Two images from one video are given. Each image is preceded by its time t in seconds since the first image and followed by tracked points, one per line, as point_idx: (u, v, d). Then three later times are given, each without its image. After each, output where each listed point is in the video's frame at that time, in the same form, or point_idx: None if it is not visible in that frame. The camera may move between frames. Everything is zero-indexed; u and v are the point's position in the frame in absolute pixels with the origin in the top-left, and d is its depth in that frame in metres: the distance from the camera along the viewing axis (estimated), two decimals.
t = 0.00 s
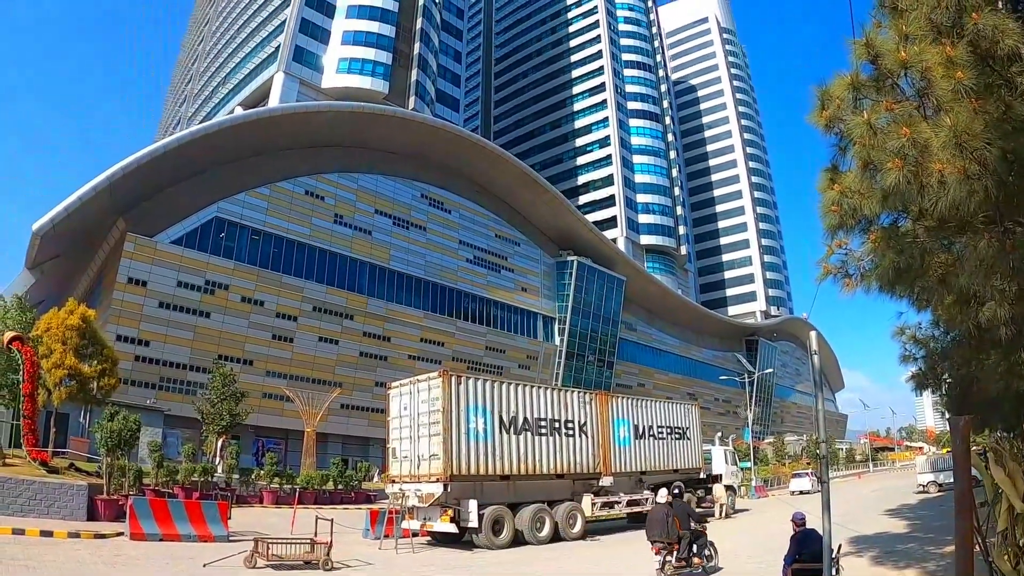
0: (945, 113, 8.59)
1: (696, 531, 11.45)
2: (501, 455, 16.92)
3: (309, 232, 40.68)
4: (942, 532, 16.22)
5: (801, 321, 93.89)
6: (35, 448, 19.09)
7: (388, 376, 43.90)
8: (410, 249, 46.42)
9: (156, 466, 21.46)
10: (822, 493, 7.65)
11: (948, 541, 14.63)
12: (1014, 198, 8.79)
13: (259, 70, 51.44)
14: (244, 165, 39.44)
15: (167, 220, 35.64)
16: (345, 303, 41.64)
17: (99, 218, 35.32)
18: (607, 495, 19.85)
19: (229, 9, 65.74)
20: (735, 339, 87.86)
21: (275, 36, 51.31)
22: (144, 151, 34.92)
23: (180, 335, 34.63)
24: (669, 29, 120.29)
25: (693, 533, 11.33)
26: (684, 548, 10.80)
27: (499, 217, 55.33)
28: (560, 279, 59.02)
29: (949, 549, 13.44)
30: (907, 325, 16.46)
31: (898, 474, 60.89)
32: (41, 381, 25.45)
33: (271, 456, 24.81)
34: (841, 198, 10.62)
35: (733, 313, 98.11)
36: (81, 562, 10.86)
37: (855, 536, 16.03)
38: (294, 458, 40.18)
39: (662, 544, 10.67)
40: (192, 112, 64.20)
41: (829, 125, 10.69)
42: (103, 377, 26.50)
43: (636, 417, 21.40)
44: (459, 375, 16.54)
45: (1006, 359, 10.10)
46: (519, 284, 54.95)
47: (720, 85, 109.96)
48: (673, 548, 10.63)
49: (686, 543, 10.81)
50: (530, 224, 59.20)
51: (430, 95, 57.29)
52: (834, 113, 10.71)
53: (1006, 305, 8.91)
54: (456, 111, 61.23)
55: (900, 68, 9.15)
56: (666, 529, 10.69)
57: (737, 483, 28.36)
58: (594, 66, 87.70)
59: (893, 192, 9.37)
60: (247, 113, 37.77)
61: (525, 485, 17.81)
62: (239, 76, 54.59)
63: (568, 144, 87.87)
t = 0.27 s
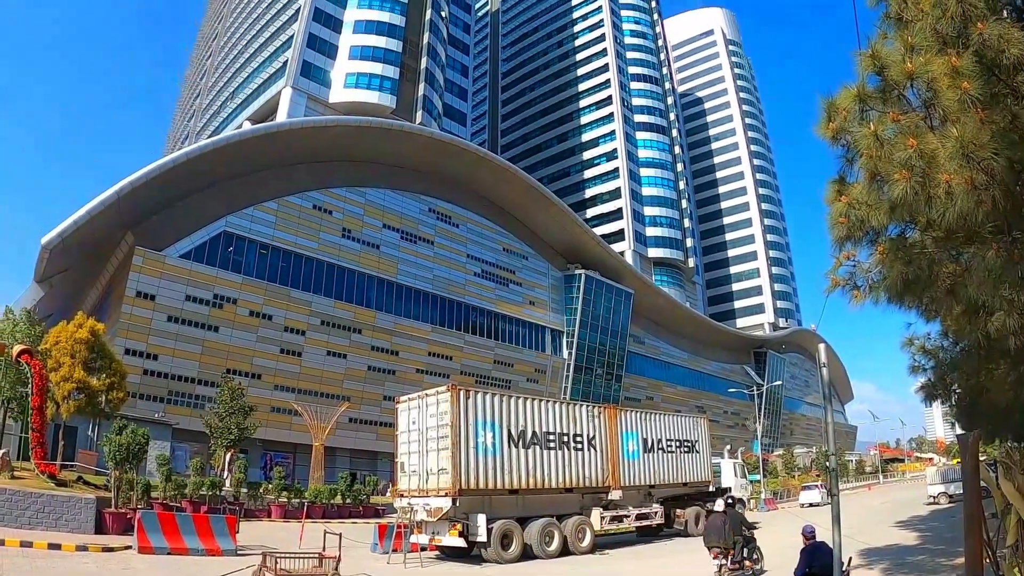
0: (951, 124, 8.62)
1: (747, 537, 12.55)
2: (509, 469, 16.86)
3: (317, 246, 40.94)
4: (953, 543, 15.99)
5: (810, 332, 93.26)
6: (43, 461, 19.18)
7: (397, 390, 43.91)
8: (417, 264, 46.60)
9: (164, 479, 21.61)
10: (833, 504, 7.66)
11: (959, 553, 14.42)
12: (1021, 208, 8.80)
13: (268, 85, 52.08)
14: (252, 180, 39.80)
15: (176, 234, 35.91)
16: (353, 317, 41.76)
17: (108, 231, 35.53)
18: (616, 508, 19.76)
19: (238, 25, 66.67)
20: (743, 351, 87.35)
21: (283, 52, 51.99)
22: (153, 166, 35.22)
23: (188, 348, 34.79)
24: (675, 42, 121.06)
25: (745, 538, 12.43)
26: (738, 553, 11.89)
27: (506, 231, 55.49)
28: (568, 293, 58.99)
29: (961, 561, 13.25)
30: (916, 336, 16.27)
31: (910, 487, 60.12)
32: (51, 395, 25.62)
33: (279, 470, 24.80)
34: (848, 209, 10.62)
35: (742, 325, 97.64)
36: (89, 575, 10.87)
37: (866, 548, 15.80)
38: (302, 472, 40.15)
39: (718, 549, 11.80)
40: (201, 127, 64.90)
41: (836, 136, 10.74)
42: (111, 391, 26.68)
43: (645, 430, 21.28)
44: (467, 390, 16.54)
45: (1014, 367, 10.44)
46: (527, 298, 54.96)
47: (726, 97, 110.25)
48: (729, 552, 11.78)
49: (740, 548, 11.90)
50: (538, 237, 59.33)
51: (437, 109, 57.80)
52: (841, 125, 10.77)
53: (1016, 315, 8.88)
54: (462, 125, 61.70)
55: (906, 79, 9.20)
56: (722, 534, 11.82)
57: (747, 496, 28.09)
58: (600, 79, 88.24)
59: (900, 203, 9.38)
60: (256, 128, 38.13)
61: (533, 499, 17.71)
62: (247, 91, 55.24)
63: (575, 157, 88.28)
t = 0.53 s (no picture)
0: (952, 133, 8.68)
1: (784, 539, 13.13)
2: (513, 481, 16.76)
3: (320, 258, 41.05)
4: (959, 553, 15.83)
5: (814, 342, 92.93)
6: (46, 473, 19.16)
7: (400, 402, 43.83)
8: (421, 275, 46.68)
9: (166, 491, 21.50)
10: (837, 516, 8.63)
11: (965, 562, 14.28)
12: None
13: (271, 97, 52.46)
14: (255, 192, 39.99)
15: (179, 247, 36.01)
16: (356, 329, 41.81)
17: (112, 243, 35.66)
18: (620, 520, 19.61)
19: (241, 38, 67.22)
20: (747, 362, 87.02)
21: (286, 64, 52.43)
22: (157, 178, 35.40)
23: (191, 361, 34.82)
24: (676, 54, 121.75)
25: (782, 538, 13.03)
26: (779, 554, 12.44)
27: (510, 242, 55.56)
28: (571, 304, 58.94)
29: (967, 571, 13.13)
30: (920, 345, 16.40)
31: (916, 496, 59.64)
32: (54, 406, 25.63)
33: (282, 482, 24.71)
34: (850, 219, 10.65)
35: (745, 336, 97.34)
36: None
37: (872, 558, 15.63)
38: (305, 485, 40.01)
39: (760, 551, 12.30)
40: (204, 139, 65.28)
41: (838, 146, 10.81)
42: (115, 403, 26.70)
43: (649, 441, 21.17)
44: (471, 402, 16.49)
45: (1020, 375, 11.00)
46: (530, 309, 54.93)
47: (728, 108, 110.64)
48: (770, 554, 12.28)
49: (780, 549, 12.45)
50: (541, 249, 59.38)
51: (440, 121, 58.15)
52: (843, 135, 10.84)
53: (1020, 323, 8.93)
54: (465, 137, 62.00)
55: (907, 88, 9.25)
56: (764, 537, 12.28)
57: (752, 507, 27.89)
58: (602, 91, 88.68)
59: (903, 212, 9.41)
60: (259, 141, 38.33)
61: (536, 510, 17.60)
62: (251, 103, 55.62)
63: (578, 168, 88.55)
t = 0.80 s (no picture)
0: (954, 142, 8.76)
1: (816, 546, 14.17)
2: (516, 493, 16.68)
3: (322, 270, 41.11)
4: (962, 564, 15.69)
5: (817, 354, 92.64)
6: (49, 484, 19.11)
7: (402, 416, 43.72)
8: (423, 288, 46.75)
9: (168, 503, 21.49)
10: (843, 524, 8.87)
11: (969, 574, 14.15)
12: None
13: (273, 110, 52.81)
14: (258, 204, 40.18)
15: (181, 259, 36.08)
16: (358, 342, 41.78)
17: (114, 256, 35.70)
18: (623, 532, 19.47)
19: (244, 51, 67.77)
20: (750, 373, 86.73)
21: (289, 76, 52.84)
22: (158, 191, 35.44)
23: (193, 373, 34.81)
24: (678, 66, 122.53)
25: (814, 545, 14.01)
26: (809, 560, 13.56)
27: (512, 255, 55.65)
28: (573, 317, 58.86)
29: None
30: (924, 355, 16.83)
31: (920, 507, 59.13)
32: (56, 418, 25.57)
33: (285, 494, 24.58)
34: (852, 230, 10.70)
35: (748, 347, 97.07)
36: None
37: (876, 570, 15.49)
38: (307, 497, 39.83)
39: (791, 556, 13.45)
40: (207, 151, 65.71)
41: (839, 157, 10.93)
42: (116, 415, 26.70)
43: (652, 453, 21.06)
44: (474, 414, 16.44)
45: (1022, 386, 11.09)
46: (532, 322, 54.88)
47: (730, 119, 111.04)
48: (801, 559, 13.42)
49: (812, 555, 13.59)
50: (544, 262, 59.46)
51: (442, 134, 58.48)
52: (844, 146, 10.93)
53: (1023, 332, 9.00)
54: (467, 149, 62.29)
55: (908, 98, 9.37)
56: (794, 542, 13.42)
57: (755, 519, 27.65)
58: (603, 103, 89.12)
59: (905, 222, 9.45)
60: (261, 152, 38.37)
61: (539, 523, 17.49)
62: (254, 116, 55.97)
63: (580, 181, 88.89)
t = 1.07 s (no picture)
0: (959, 156, 9.45)
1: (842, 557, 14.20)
2: (521, 508, 16.55)
3: (327, 284, 41.28)
4: None
5: (823, 368, 92.06)
6: (53, 496, 19.05)
7: (407, 430, 43.62)
8: (429, 303, 46.87)
9: (172, 516, 21.42)
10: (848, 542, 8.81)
11: None
12: None
13: (279, 124, 53.27)
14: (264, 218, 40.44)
15: (188, 273, 36.28)
16: (364, 356, 41.78)
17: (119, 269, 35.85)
18: (629, 548, 19.25)
19: (251, 66, 68.49)
20: (756, 388, 86.16)
21: (295, 91, 53.39)
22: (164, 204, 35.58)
23: (198, 386, 34.83)
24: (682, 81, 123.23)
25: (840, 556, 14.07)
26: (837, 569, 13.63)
27: (518, 269, 55.77)
28: (578, 332, 58.72)
29: None
30: (930, 370, 17.36)
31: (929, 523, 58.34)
32: (60, 431, 25.58)
33: (289, 508, 24.41)
34: (858, 245, 11.24)
35: (753, 362, 96.57)
36: None
37: None
38: (311, 511, 39.63)
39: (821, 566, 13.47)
40: (213, 166, 66.19)
41: (845, 171, 11.61)
42: (121, 427, 26.75)
43: (658, 468, 20.91)
44: (479, 429, 16.38)
45: None
46: (538, 337, 54.86)
47: (734, 133, 111.43)
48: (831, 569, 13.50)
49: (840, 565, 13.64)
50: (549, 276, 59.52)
51: (448, 148, 58.91)
52: (849, 160, 11.65)
53: None
54: (473, 164, 62.71)
55: (914, 111, 10.07)
56: (825, 552, 13.43)
57: (761, 534, 27.29)
58: (608, 118, 89.62)
59: (910, 235, 10.16)
60: (267, 166, 38.60)
61: (544, 538, 17.34)
62: (260, 130, 56.45)
63: (586, 196, 89.20)
